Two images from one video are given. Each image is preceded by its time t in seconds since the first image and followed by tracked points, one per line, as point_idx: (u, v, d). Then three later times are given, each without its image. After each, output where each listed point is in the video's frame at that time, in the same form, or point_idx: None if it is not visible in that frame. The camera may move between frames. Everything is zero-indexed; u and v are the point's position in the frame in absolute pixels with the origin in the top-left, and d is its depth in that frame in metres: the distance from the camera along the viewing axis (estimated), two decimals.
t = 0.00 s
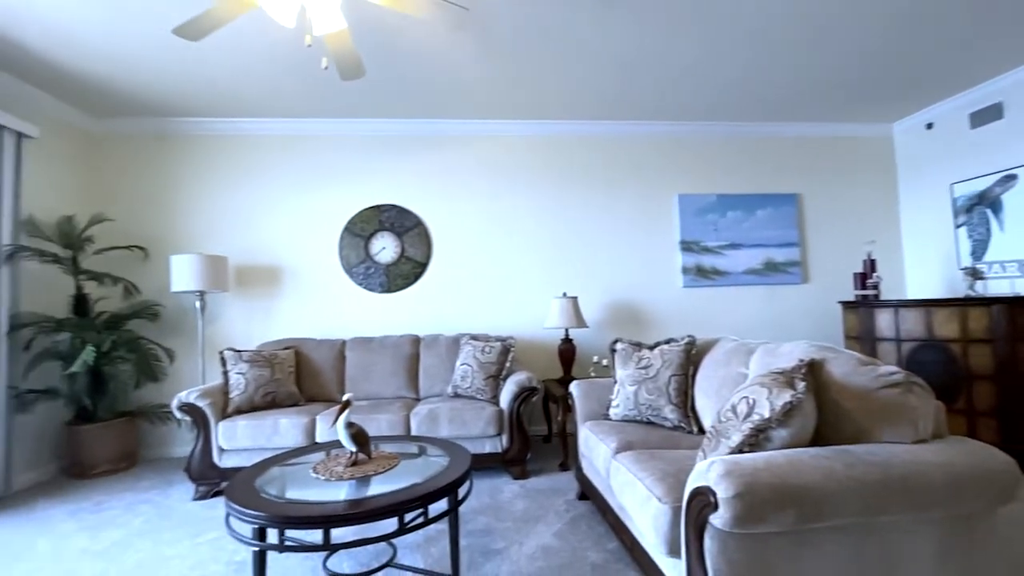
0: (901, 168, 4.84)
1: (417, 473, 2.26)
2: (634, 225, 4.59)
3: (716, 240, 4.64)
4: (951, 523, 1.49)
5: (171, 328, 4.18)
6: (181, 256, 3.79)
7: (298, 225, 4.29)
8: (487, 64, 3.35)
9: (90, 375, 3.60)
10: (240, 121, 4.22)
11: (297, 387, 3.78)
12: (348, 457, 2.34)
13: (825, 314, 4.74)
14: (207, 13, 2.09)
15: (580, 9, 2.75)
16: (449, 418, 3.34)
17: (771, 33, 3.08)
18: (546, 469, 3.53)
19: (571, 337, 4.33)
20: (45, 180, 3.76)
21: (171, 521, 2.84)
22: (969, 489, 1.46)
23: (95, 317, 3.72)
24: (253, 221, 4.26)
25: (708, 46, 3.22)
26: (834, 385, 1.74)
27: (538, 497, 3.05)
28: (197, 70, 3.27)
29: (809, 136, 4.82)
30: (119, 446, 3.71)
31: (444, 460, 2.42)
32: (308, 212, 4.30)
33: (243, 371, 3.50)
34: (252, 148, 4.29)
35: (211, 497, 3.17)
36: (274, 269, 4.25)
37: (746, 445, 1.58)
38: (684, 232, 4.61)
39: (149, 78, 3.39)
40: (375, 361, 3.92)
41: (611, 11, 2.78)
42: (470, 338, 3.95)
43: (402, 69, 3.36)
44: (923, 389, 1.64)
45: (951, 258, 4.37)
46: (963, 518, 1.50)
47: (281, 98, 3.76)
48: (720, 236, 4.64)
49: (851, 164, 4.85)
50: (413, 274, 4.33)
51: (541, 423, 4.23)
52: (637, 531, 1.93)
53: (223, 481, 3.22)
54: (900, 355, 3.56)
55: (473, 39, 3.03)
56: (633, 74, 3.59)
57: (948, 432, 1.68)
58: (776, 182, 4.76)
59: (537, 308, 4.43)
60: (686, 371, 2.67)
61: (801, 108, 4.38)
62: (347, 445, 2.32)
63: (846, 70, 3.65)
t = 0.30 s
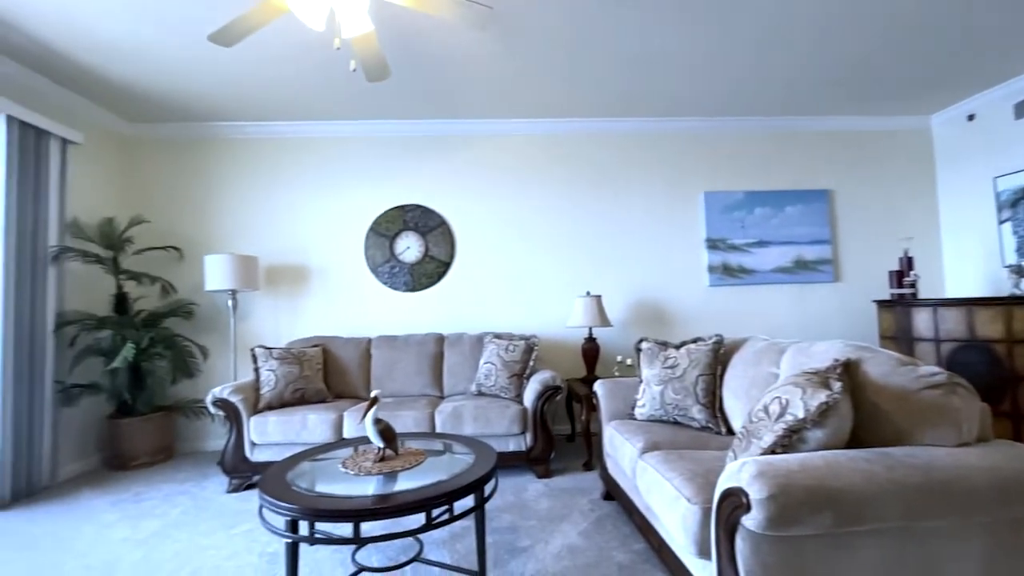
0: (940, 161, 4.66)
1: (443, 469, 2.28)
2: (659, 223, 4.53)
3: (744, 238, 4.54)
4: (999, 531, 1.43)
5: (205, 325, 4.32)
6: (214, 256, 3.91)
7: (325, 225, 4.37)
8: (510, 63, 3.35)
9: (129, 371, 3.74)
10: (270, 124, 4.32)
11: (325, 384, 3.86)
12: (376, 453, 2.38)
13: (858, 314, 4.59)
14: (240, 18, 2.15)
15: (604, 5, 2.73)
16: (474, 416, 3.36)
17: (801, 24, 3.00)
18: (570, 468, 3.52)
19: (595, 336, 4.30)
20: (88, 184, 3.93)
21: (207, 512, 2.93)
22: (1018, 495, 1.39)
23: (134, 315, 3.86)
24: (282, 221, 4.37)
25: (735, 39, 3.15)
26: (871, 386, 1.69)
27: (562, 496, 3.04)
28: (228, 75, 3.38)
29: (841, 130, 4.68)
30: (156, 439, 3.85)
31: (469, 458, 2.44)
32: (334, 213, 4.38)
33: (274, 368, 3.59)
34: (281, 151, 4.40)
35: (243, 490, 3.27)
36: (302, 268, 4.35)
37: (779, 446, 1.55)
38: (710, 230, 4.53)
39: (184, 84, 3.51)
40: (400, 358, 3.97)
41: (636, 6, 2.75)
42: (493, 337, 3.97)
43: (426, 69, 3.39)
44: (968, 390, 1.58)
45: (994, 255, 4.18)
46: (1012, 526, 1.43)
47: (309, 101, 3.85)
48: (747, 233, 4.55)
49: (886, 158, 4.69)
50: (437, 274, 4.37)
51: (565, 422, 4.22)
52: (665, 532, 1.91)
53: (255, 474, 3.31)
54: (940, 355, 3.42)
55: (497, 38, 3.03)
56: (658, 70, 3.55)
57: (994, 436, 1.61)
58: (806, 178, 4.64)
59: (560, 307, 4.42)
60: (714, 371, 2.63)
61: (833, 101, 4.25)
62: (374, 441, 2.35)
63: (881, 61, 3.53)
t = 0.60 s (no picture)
0: (981, 155, 4.46)
1: (469, 467, 2.28)
2: (684, 221, 4.46)
3: (772, 235, 4.43)
4: None
5: (236, 324, 4.43)
6: (243, 256, 4.01)
7: (350, 225, 4.44)
8: (532, 60, 3.34)
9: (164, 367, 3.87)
10: (296, 126, 4.41)
11: (351, 381, 3.91)
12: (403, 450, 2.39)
13: (893, 312, 4.43)
14: (270, 22, 2.20)
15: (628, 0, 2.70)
16: (497, 414, 3.36)
17: (834, 14, 2.90)
18: (594, 467, 3.49)
19: (619, 335, 4.26)
20: (126, 186, 4.07)
21: (239, 506, 3.01)
22: None
23: (169, 314, 3.98)
24: (309, 222, 4.45)
25: (763, 32, 3.08)
26: (914, 386, 1.62)
27: (588, 495, 3.02)
28: (257, 78, 3.45)
29: (874, 123, 4.52)
30: (190, 434, 3.97)
31: (494, 456, 2.44)
32: (359, 213, 4.44)
33: (301, 365, 3.66)
34: (307, 153, 4.48)
35: (273, 484, 3.34)
36: (328, 268, 4.42)
37: (816, 448, 1.50)
38: (737, 227, 4.44)
39: (215, 89, 3.61)
40: (424, 357, 4.00)
41: None
42: (516, 336, 3.96)
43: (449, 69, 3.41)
44: (1019, 391, 1.51)
45: None
46: None
47: (335, 102, 3.91)
48: (776, 230, 4.43)
49: (923, 151, 4.51)
50: (459, 272, 4.39)
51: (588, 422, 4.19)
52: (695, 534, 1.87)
53: (284, 469, 3.38)
54: (983, 356, 3.27)
55: (520, 35, 3.02)
56: (683, 65, 3.49)
57: None
58: (837, 173, 4.50)
59: (583, 305, 4.39)
60: (743, 371, 2.58)
61: (866, 93, 4.11)
62: (401, 438, 2.36)
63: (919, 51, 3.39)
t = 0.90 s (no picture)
0: None
1: (494, 467, 2.27)
2: (712, 218, 4.36)
3: (805, 232, 4.30)
4: None
5: (265, 322, 4.53)
6: (272, 256, 4.09)
7: (375, 225, 4.48)
8: (557, 56, 3.30)
9: (197, 364, 3.98)
10: (322, 127, 4.48)
11: (376, 379, 3.95)
12: (429, 448, 2.38)
13: (934, 312, 4.25)
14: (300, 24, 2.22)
15: None
16: (521, 413, 3.34)
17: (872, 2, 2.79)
18: (620, 468, 3.45)
19: (644, 334, 4.19)
20: (161, 188, 4.20)
21: (268, 500, 3.07)
22: None
23: (201, 311, 4.09)
24: (334, 221, 4.51)
25: (797, 22, 2.98)
26: (964, 389, 1.54)
27: (613, 497, 2.98)
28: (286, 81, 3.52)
29: (913, 115, 4.34)
30: (221, 429, 4.07)
31: (520, 455, 2.42)
32: (384, 213, 4.49)
33: (328, 363, 3.70)
34: (333, 154, 4.54)
35: (301, 480, 3.39)
36: (354, 267, 4.48)
37: (860, 453, 1.44)
38: (767, 225, 4.32)
39: (246, 91, 3.69)
40: (448, 355, 4.02)
41: None
42: (540, 335, 3.94)
43: (474, 67, 3.40)
44: None
45: None
46: None
47: (360, 103, 3.95)
48: (808, 227, 4.30)
49: (966, 143, 4.31)
50: (483, 271, 4.39)
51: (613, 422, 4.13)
52: (729, 540, 1.82)
53: (311, 465, 3.43)
54: None
55: (545, 32, 3.00)
56: (711, 58, 3.40)
57: None
58: (873, 168, 4.34)
59: (608, 304, 4.34)
60: (776, 372, 2.50)
61: (905, 84, 3.95)
62: (427, 436, 2.35)
63: (964, 39, 3.24)
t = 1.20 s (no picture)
0: None
1: (522, 467, 2.24)
2: (742, 215, 4.25)
3: (840, 228, 4.14)
4: None
5: (292, 320, 4.60)
6: (299, 255, 4.15)
7: (399, 224, 4.51)
8: (582, 50, 3.25)
9: (228, 361, 4.07)
10: (347, 128, 4.52)
11: (401, 377, 3.96)
12: (456, 447, 2.36)
13: (979, 312, 4.04)
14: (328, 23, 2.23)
15: None
16: (547, 413, 3.31)
17: None
18: (647, 470, 3.38)
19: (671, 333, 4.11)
20: (193, 189, 4.30)
21: (297, 496, 3.11)
22: None
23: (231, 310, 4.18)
24: (359, 221, 4.55)
25: (834, 9, 2.86)
26: None
27: (642, 499, 2.92)
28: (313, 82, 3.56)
29: (957, 104, 4.13)
30: (250, 425, 4.15)
31: (547, 456, 2.38)
32: (408, 212, 4.50)
33: (354, 361, 3.72)
34: (358, 154, 4.58)
35: (328, 477, 3.43)
36: (379, 266, 4.51)
37: (912, 460, 1.36)
38: (799, 220, 4.18)
39: (273, 92, 3.74)
40: (472, 354, 4.01)
41: None
42: (564, 334, 3.89)
43: (498, 64, 3.37)
44: None
45: None
46: None
47: (385, 102, 3.97)
48: (843, 223, 4.14)
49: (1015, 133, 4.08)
50: (506, 270, 4.37)
51: (639, 423, 4.06)
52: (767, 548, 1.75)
53: (338, 463, 3.46)
54: None
55: (571, 26, 2.95)
56: (742, 50, 3.30)
57: None
58: (913, 161, 4.15)
59: (634, 303, 4.26)
60: (814, 373, 2.41)
61: (948, 73, 3.76)
62: (453, 436, 2.32)
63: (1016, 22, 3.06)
